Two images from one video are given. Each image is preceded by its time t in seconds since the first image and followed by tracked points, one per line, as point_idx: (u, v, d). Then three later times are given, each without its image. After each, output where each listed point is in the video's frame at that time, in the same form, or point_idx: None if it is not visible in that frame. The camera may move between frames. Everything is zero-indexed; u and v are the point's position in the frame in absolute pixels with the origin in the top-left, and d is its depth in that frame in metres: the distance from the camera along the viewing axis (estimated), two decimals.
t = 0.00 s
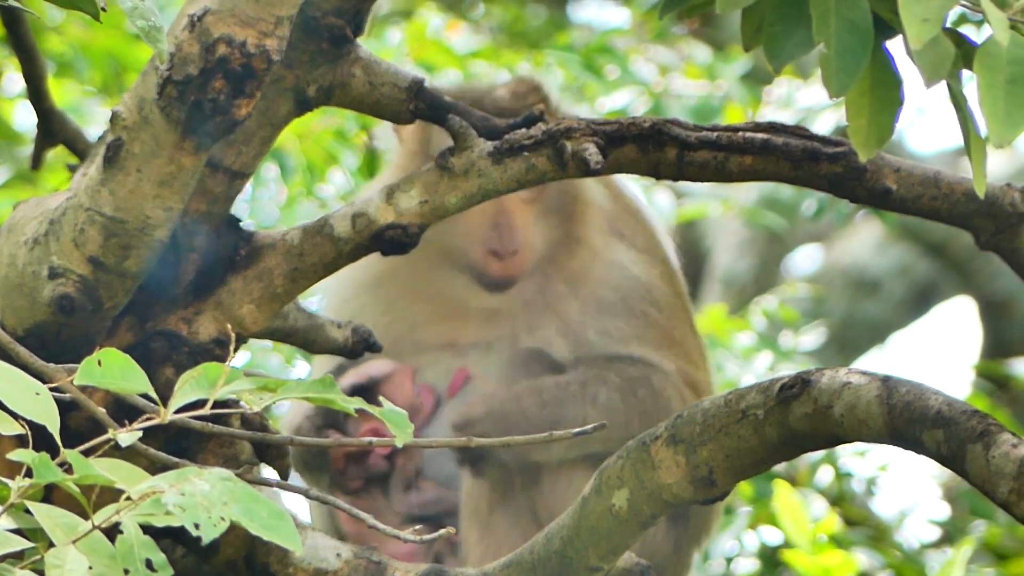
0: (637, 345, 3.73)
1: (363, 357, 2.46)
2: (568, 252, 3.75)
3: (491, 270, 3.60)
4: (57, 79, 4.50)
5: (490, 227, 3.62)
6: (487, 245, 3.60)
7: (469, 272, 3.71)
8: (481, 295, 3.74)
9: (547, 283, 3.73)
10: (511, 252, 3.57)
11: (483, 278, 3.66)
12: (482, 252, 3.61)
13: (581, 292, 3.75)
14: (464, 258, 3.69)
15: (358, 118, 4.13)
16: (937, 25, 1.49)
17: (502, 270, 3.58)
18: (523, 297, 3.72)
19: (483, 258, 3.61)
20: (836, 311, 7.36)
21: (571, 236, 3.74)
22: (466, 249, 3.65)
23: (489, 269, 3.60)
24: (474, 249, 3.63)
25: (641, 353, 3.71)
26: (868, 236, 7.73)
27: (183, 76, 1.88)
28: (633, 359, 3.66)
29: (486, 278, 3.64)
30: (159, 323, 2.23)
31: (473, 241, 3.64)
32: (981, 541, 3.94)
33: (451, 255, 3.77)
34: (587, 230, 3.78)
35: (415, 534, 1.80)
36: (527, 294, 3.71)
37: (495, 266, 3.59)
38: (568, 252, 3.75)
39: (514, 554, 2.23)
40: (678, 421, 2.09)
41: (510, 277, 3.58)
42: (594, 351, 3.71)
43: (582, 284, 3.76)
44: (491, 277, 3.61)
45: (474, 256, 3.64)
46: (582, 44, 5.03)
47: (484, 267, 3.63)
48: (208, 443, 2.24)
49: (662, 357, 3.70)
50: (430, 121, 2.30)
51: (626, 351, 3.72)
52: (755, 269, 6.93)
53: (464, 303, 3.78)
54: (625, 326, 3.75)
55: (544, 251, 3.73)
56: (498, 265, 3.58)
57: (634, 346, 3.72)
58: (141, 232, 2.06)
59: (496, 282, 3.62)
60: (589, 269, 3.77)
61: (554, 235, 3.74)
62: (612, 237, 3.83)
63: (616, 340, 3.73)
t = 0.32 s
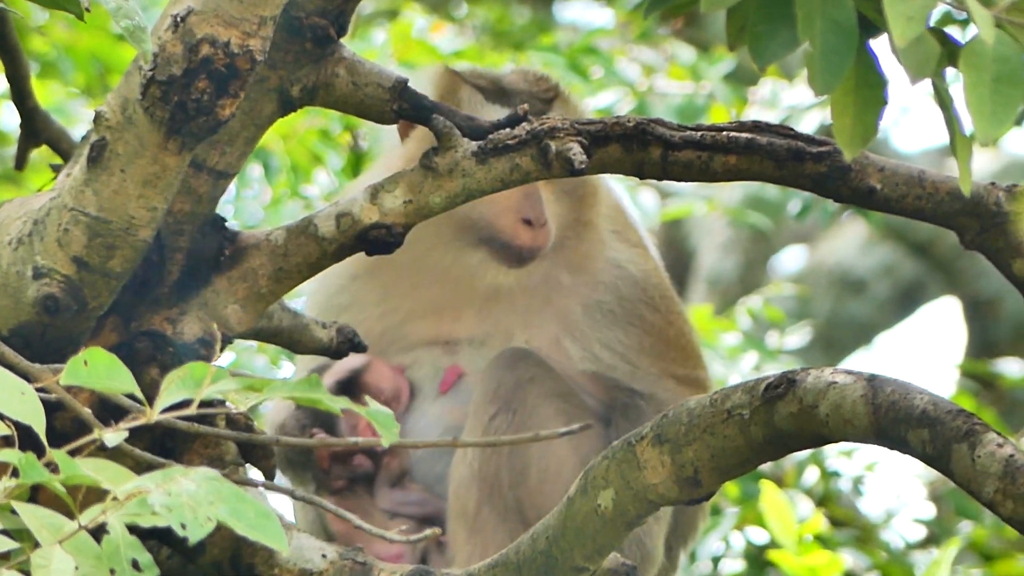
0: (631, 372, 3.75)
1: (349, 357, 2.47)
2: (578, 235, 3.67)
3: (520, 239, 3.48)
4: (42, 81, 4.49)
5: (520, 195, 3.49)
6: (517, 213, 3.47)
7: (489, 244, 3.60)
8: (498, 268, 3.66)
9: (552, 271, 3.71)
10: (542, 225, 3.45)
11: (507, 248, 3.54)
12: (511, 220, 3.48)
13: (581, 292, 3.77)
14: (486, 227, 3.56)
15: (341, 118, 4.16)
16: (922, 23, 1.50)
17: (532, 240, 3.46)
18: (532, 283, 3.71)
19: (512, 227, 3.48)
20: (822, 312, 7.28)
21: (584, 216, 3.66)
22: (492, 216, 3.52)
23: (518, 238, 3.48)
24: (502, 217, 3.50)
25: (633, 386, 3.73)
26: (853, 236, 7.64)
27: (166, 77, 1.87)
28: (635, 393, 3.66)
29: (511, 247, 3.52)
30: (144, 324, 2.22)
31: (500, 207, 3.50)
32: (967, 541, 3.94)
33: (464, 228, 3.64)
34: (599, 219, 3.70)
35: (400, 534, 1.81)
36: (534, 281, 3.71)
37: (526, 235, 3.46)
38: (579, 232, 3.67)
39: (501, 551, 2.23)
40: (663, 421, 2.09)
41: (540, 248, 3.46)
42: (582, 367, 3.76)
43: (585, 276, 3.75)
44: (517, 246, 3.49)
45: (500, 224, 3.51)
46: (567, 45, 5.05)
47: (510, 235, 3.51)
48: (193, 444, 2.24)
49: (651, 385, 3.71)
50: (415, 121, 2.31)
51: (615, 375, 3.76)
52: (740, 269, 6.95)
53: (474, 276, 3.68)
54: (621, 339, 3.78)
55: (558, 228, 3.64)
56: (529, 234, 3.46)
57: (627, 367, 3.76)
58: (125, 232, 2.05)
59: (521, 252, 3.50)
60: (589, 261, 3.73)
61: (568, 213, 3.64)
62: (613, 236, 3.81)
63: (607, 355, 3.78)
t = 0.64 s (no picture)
0: (606, 381, 3.75)
1: (335, 349, 2.49)
2: (573, 227, 3.74)
3: (516, 225, 3.54)
4: (28, 75, 4.48)
5: (518, 182, 3.57)
6: (515, 199, 3.54)
7: (487, 230, 3.63)
8: (493, 256, 3.69)
9: (546, 260, 3.75)
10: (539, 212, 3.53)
11: (502, 234, 3.60)
12: (508, 207, 3.55)
13: (569, 287, 3.78)
14: (484, 213, 3.61)
15: (328, 112, 4.16)
16: (907, 17, 1.50)
17: (529, 226, 3.53)
18: (526, 271, 3.74)
19: (510, 213, 3.55)
20: (809, 305, 7.29)
21: (580, 209, 3.74)
22: (489, 203, 3.58)
23: (516, 224, 3.54)
24: (499, 203, 3.56)
25: (609, 401, 3.74)
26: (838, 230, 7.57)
27: (153, 70, 1.87)
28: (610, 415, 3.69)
29: (508, 234, 3.58)
30: (130, 318, 2.21)
31: (498, 194, 3.57)
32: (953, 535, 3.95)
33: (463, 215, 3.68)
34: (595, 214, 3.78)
35: (386, 528, 1.76)
36: (528, 271, 3.74)
37: (523, 222, 3.53)
38: (575, 224, 3.74)
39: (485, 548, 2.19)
40: (649, 414, 2.08)
41: (535, 235, 3.52)
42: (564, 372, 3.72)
43: (578, 270, 3.77)
44: (514, 233, 3.55)
45: (497, 211, 3.57)
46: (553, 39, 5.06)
47: (506, 222, 3.57)
48: (180, 437, 2.25)
49: (626, 399, 3.73)
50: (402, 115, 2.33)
51: (594, 386, 3.74)
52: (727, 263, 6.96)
53: (470, 262, 3.72)
54: (598, 346, 3.77)
55: (554, 219, 3.71)
56: (525, 221, 3.53)
57: (604, 377, 3.75)
58: (112, 225, 2.05)
59: (517, 239, 3.56)
60: (583, 256, 3.77)
61: (565, 205, 3.73)
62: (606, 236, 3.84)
63: (586, 363, 3.76)
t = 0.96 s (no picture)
0: (601, 375, 3.71)
1: (332, 344, 2.48)
2: (568, 221, 3.73)
3: (509, 217, 3.52)
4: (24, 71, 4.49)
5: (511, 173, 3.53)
6: (507, 191, 3.51)
7: (478, 223, 3.63)
8: (484, 250, 3.69)
9: (541, 254, 3.75)
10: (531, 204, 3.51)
11: (494, 228, 3.60)
12: (501, 198, 3.52)
13: (564, 281, 3.77)
14: (478, 206, 3.59)
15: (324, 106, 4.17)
16: (902, 10, 1.50)
17: (521, 218, 3.51)
18: (520, 265, 3.75)
19: (502, 204, 3.52)
20: (805, 299, 7.32)
21: (575, 202, 3.72)
22: (481, 194, 3.56)
23: (507, 216, 3.52)
24: (492, 195, 3.53)
25: (604, 396, 3.70)
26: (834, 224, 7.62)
27: (149, 66, 1.87)
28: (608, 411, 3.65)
29: (500, 228, 3.57)
30: (127, 314, 2.21)
31: (490, 186, 3.53)
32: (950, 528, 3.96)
33: (456, 207, 3.65)
34: (589, 206, 3.75)
35: (384, 523, 1.78)
36: (521, 264, 3.75)
37: (515, 213, 3.51)
38: (569, 219, 3.73)
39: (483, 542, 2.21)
40: (646, 408, 2.08)
41: (527, 227, 3.51)
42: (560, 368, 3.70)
43: (574, 265, 3.75)
44: (505, 224, 3.54)
45: (489, 202, 3.55)
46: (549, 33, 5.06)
47: (497, 213, 3.55)
48: (178, 433, 2.24)
49: (623, 394, 3.67)
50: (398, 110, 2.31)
51: (589, 381, 3.70)
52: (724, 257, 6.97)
53: (462, 255, 3.72)
54: (594, 340, 3.75)
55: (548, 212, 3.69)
56: (517, 213, 3.51)
57: (599, 372, 3.71)
58: (108, 222, 2.05)
59: (508, 232, 3.56)
60: (579, 250, 3.75)
61: (560, 198, 3.70)
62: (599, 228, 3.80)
63: (581, 358, 3.73)
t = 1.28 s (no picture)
0: (594, 369, 3.75)
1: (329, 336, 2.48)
2: (554, 216, 3.70)
3: (492, 214, 3.61)
4: (20, 62, 4.48)
5: (495, 171, 3.63)
6: (491, 187, 3.60)
7: (465, 221, 3.67)
8: (470, 245, 3.69)
9: (529, 249, 3.73)
10: (514, 201, 3.59)
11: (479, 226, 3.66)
12: (485, 195, 3.61)
13: (555, 275, 3.76)
14: (464, 202, 3.67)
15: (320, 98, 4.14)
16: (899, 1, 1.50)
17: (503, 216, 3.60)
18: (509, 261, 3.73)
19: (486, 201, 3.61)
20: (801, 290, 7.34)
21: (563, 197, 3.70)
22: (468, 192, 3.64)
23: (491, 213, 3.60)
24: (477, 192, 3.62)
25: (598, 388, 3.75)
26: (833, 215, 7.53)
27: (145, 58, 1.87)
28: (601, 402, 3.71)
29: (482, 223, 3.63)
30: (123, 305, 2.21)
31: (476, 183, 3.63)
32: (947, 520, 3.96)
33: (446, 203, 3.70)
34: (577, 201, 3.74)
35: (382, 514, 1.78)
36: (511, 259, 3.73)
37: (498, 210, 3.60)
38: (557, 214, 3.70)
39: (479, 534, 2.19)
40: (643, 399, 2.07)
41: (510, 225, 3.60)
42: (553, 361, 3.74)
43: (563, 260, 3.74)
44: (488, 221, 3.62)
45: (475, 200, 3.63)
46: (545, 25, 5.07)
47: (483, 212, 3.63)
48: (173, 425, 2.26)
49: (616, 386, 3.73)
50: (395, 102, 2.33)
51: (583, 373, 3.75)
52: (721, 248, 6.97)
53: (449, 252, 3.71)
54: (585, 333, 3.76)
55: (535, 207, 3.69)
56: (500, 210, 3.60)
57: (591, 364, 3.75)
58: (105, 213, 2.05)
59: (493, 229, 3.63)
60: (567, 244, 3.74)
61: (547, 193, 3.69)
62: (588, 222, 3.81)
63: (574, 351, 3.76)
